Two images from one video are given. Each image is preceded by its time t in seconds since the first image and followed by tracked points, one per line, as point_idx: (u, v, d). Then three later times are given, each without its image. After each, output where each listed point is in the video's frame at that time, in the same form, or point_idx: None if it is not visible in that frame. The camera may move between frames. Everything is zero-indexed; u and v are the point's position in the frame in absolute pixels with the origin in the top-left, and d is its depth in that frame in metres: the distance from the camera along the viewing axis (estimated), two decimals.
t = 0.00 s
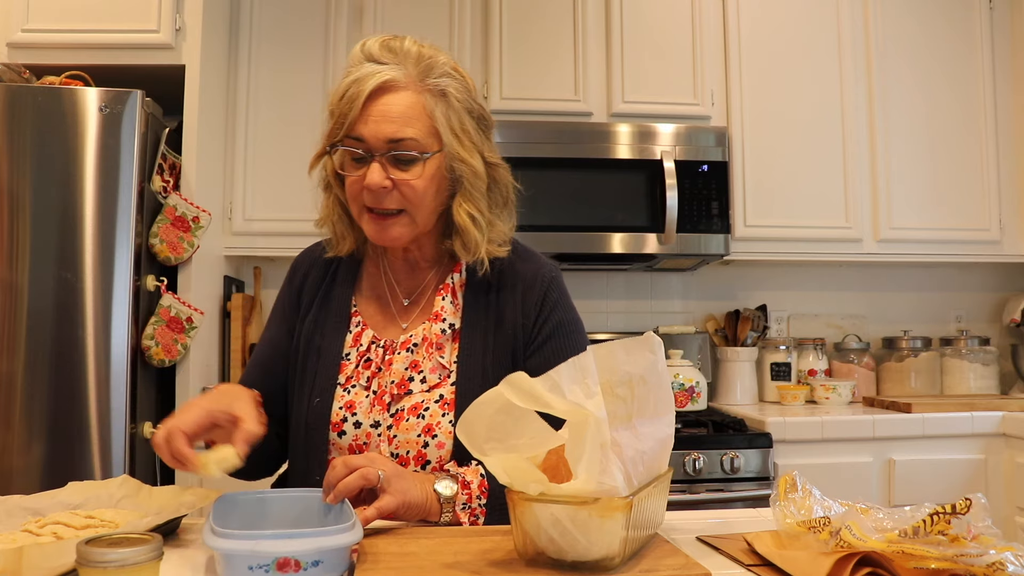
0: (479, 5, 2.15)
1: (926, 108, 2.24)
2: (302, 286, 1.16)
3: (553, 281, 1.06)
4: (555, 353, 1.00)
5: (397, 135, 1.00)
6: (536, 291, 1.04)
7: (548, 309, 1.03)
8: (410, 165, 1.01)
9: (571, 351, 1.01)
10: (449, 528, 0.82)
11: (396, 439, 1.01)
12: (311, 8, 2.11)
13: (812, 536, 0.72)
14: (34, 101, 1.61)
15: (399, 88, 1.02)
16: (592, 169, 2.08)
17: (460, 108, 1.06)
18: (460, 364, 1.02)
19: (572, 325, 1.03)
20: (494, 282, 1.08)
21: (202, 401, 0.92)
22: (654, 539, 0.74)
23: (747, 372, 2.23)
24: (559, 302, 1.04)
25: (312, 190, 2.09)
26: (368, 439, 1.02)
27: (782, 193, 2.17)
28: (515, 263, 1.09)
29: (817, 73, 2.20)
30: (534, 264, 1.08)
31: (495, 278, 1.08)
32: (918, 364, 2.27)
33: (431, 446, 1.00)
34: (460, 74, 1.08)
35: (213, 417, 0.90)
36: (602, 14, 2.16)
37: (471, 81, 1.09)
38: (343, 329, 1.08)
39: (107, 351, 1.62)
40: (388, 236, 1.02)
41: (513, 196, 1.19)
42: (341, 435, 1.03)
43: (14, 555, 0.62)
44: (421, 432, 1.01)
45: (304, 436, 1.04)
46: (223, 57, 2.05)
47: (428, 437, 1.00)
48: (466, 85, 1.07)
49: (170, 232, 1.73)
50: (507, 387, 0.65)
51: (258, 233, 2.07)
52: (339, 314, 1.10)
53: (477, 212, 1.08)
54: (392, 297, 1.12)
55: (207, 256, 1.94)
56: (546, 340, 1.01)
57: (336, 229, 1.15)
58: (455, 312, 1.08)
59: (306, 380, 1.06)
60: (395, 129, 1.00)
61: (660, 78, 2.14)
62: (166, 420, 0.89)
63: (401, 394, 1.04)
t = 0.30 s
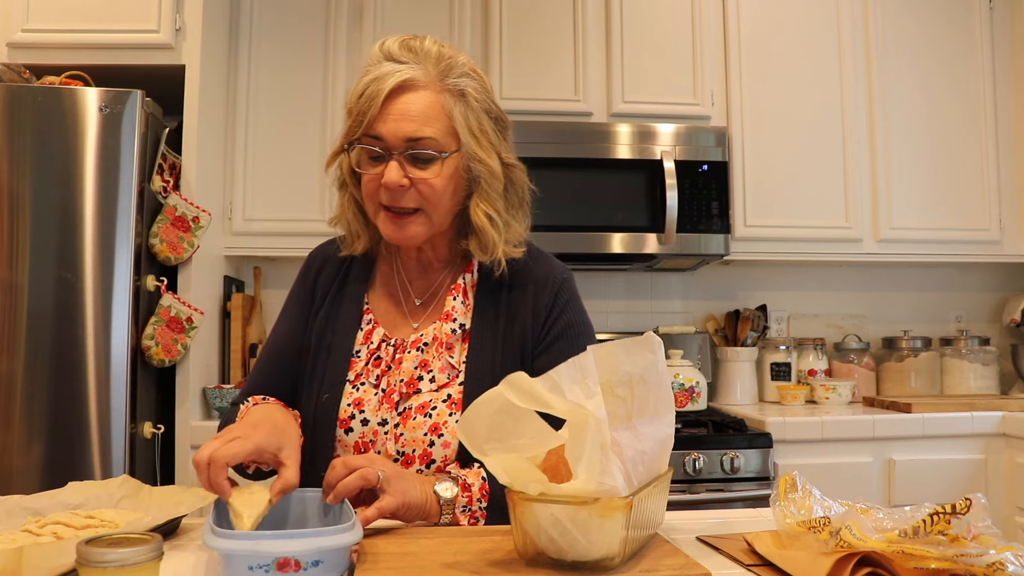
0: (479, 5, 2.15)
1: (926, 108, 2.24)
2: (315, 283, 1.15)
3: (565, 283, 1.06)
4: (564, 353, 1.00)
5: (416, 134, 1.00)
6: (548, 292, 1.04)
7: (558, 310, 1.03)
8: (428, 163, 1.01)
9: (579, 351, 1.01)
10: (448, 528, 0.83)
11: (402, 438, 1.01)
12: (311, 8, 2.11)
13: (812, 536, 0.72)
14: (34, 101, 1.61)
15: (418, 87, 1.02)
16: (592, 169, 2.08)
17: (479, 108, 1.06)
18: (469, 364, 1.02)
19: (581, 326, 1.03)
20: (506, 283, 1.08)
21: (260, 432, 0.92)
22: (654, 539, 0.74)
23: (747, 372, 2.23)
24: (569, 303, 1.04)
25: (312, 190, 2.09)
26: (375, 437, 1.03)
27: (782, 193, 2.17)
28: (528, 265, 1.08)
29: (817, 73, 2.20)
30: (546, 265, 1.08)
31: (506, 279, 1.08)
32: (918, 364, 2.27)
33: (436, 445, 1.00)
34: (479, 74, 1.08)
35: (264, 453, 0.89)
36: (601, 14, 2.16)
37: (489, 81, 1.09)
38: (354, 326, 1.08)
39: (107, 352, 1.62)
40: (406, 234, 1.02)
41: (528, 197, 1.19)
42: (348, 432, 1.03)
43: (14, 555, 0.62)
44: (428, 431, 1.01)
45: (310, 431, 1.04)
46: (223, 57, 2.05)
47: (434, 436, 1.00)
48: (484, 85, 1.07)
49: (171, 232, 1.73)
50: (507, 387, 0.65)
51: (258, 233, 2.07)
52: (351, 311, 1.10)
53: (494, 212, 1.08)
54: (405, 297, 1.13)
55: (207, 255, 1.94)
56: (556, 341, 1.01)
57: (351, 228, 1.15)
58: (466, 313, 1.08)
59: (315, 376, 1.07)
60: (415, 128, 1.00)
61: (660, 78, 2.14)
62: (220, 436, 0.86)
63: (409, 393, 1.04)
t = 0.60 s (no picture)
0: (479, 5, 2.15)
1: (926, 109, 2.24)
2: (325, 280, 1.16)
3: (573, 284, 1.06)
4: (571, 352, 1.00)
5: (427, 133, 1.00)
6: (555, 293, 1.04)
7: (565, 310, 1.03)
8: (440, 163, 1.01)
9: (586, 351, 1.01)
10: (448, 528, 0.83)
11: (407, 436, 1.02)
12: (311, 8, 2.11)
13: (812, 536, 0.72)
14: (34, 100, 1.61)
15: (431, 87, 1.02)
16: (592, 169, 2.08)
17: (490, 108, 1.06)
18: (475, 364, 1.02)
19: (587, 327, 1.02)
20: (514, 284, 1.08)
21: (271, 445, 0.87)
22: (654, 539, 0.74)
23: (747, 372, 2.23)
24: (577, 303, 1.04)
25: (312, 190, 2.09)
26: (381, 435, 1.03)
27: (783, 193, 2.17)
28: (538, 266, 1.08)
29: (817, 73, 2.20)
30: (555, 266, 1.08)
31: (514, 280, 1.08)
32: (918, 364, 2.27)
33: (441, 444, 1.00)
34: (491, 74, 1.08)
35: (270, 469, 0.84)
36: (602, 14, 2.16)
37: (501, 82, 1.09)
38: (362, 324, 1.08)
39: (107, 351, 1.62)
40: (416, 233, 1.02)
41: (538, 198, 1.19)
42: (354, 430, 1.03)
43: (14, 555, 0.62)
44: (434, 430, 1.01)
45: (317, 429, 1.05)
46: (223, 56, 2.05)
47: (439, 435, 1.00)
48: (496, 86, 1.07)
49: (170, 232, 1.73)
50: (507, 387, 0.65)
51: (258, 233, 2.07)
52: (360, 309, 1.10)
53: (504, 213, 1.08)
54: (414, 297, 1.13)
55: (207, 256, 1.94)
56: (562, 341, 1.01)
57: (362, 228, 1.15)
58: (474, 313, 1.08)
59: (323, 374, 1.07)
60: (426, 127, 1.00)
61: (660, 78, 2.14)
62: (228, 448, 0.82)
63: (416, 393, 1.04)
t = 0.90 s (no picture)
0: (479, 5, 2.15)
1: (926, 109, 2.24)
2: (329, 280, 1.16)
3: (577, 284, 1.06)
4: (574, 353, 1.00)
5: (434, 132, 1.00)
6: (559, 293, 1.04)
7: (569, 311, 1.03)
8: (446, 161, 1.01)
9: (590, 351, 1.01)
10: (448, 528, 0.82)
11: (410, 435, 1.02)
12: (311, 8, 2.11)
13: (812, 536, 0.72)
14: (34, 100, 1.61)
15: (438, 86, 1.02)
16: (592, 169, 2.08)
17: (497, 108, 1.06)
18: (478, 364, 1.02)
19: (591, 327, 1.02)
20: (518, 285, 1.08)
21: (280, 449, 0.87)
22: (654, 539, 0.74)
23: (747, 372, 2.23)
24: (580, 304, 1.04)
25: (312, 189, 2.08)
26: (384, 435, 1.03)
27: (783, 193, 2.17)
28: (542, 267, 1.08)
29: (817, 73, 2.20)
30: (558, 266, 1.08)
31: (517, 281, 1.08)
32: (918, 364, 2.27)
33: (444, 444, 1.00)
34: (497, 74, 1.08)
35: (281, 470, 0.85)
36: (602, 14, 2.16)
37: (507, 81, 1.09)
38: (366, 324, 1.08)
39: (107, 351, 1.62)
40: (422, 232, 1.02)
41: (542, 199, 1.19)
42: (357, 430, 1.03)
43: (14, 555, 0.62)
44: (436, 429, 1.01)
45: (319, 429, 1.05)
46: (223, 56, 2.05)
47: (442, 434, 1.01)
48: (503, 85, 1.07)
49: (170, 232, 1.73)
50: (507, 387, 0.65)
51: (258, 233, 2.07)
52: (363, 309, 1.10)
53: (509, 212, 1.08)
54: (418, 297, 1.13)
55: (207, 256, 1.94)
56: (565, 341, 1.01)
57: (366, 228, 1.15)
58: (477, 312, 1.08)
59: (326, 374, 1.07)
60: (433, 126, 1.00)
61: (660, 78, 2.14)
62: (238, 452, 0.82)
63: (419, 392, 1.04)
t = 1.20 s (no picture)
0: (479, 4, 2.15)
1: (926, 108, 2.24)
2: (327, 281, 1.15)
3: (575, 284, 1.05)
4: (571, 352, 0.99)
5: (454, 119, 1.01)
6: (556, 293, 1.03)
7: (567, 310, 1.02)
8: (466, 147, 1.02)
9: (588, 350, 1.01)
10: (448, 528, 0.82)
11: (408, 436, 1.02)
12: (311, 8, 2.11)
13: (812, 536, 0.72)
14: (34, 100, 1.61)
15: (452, 76, 1.04)
16: (592, 169, 2.08)
17: (507, 98, 1.08)
18: (476, 364, 1.02)
19: (589, 327, 1.02)
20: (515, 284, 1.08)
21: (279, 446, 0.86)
22: (654, 539, 0.74)
23: (747, 372, 2.23)
24: (579, 303, 1.03)
25: (312, 189, 2.08)
26: (382, 436, 1.03)
27: (783, 193, 2.17)
28: (540, 266, 1.08)
29: (817, 73, 2.20)
30: (556, 266, 1.08)
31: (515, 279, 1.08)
32: (918, 364, 2.27)
33: (442, 444, 1.00)
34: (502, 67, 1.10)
35: (281, 465, 0.85)
36: (601, 13, 2.16)
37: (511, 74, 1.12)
38: (363, 325, 1.08)
39: (107, 351, 1.62)
40: (443, 218, 1.01)
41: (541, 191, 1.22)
42: (355, 431, 1.03)
43: (14, 555, 0.62)
44: (435, 430, 1.01)
45: (318, 431, 1.05)
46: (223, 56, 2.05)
47: (441, 434, 1.01)
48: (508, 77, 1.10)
49: (170, 232, 1.73)
50: (507, 387, 0.65)
51: (258, 233, 2.07)
52: (360, 309, 1.10)
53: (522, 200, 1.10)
54: (420, 296, 1.14)
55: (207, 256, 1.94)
56: (564, 341, 1.01)
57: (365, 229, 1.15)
58: (475, 313, 1.08)
59: (324, 376, 1.06)
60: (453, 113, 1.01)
61: (660, 78, 2.14)
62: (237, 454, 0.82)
63: (417, 393, 1.04)
